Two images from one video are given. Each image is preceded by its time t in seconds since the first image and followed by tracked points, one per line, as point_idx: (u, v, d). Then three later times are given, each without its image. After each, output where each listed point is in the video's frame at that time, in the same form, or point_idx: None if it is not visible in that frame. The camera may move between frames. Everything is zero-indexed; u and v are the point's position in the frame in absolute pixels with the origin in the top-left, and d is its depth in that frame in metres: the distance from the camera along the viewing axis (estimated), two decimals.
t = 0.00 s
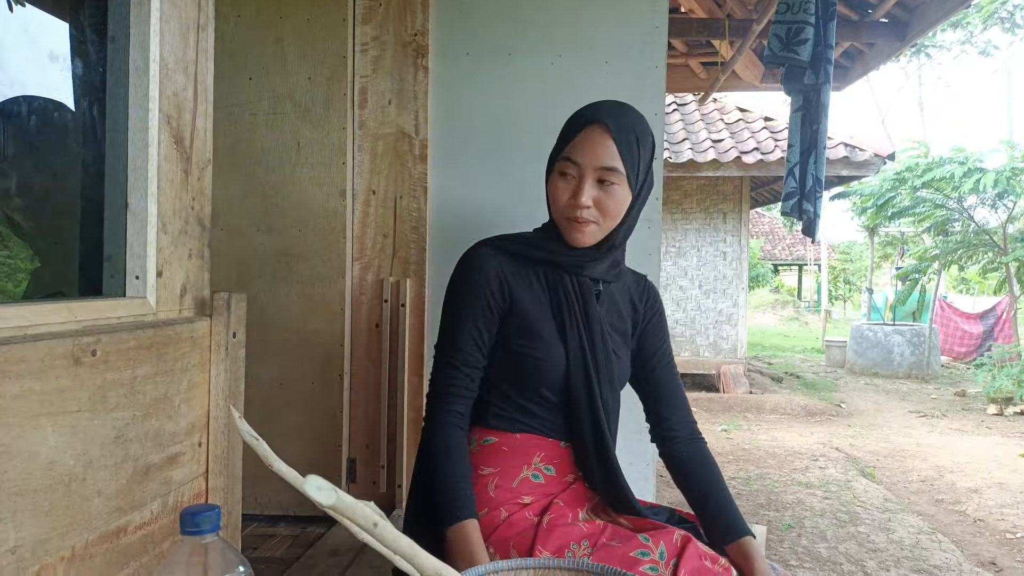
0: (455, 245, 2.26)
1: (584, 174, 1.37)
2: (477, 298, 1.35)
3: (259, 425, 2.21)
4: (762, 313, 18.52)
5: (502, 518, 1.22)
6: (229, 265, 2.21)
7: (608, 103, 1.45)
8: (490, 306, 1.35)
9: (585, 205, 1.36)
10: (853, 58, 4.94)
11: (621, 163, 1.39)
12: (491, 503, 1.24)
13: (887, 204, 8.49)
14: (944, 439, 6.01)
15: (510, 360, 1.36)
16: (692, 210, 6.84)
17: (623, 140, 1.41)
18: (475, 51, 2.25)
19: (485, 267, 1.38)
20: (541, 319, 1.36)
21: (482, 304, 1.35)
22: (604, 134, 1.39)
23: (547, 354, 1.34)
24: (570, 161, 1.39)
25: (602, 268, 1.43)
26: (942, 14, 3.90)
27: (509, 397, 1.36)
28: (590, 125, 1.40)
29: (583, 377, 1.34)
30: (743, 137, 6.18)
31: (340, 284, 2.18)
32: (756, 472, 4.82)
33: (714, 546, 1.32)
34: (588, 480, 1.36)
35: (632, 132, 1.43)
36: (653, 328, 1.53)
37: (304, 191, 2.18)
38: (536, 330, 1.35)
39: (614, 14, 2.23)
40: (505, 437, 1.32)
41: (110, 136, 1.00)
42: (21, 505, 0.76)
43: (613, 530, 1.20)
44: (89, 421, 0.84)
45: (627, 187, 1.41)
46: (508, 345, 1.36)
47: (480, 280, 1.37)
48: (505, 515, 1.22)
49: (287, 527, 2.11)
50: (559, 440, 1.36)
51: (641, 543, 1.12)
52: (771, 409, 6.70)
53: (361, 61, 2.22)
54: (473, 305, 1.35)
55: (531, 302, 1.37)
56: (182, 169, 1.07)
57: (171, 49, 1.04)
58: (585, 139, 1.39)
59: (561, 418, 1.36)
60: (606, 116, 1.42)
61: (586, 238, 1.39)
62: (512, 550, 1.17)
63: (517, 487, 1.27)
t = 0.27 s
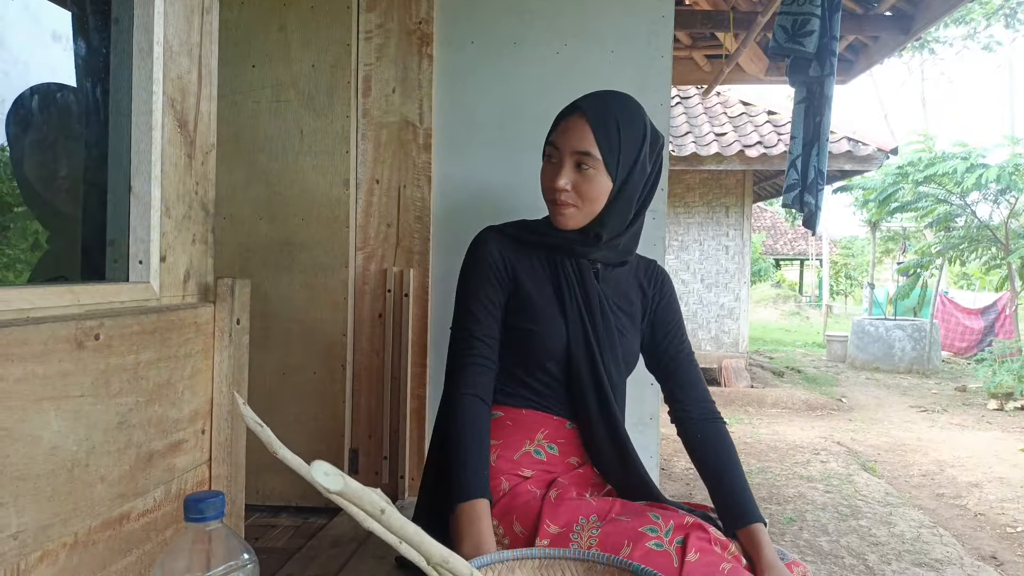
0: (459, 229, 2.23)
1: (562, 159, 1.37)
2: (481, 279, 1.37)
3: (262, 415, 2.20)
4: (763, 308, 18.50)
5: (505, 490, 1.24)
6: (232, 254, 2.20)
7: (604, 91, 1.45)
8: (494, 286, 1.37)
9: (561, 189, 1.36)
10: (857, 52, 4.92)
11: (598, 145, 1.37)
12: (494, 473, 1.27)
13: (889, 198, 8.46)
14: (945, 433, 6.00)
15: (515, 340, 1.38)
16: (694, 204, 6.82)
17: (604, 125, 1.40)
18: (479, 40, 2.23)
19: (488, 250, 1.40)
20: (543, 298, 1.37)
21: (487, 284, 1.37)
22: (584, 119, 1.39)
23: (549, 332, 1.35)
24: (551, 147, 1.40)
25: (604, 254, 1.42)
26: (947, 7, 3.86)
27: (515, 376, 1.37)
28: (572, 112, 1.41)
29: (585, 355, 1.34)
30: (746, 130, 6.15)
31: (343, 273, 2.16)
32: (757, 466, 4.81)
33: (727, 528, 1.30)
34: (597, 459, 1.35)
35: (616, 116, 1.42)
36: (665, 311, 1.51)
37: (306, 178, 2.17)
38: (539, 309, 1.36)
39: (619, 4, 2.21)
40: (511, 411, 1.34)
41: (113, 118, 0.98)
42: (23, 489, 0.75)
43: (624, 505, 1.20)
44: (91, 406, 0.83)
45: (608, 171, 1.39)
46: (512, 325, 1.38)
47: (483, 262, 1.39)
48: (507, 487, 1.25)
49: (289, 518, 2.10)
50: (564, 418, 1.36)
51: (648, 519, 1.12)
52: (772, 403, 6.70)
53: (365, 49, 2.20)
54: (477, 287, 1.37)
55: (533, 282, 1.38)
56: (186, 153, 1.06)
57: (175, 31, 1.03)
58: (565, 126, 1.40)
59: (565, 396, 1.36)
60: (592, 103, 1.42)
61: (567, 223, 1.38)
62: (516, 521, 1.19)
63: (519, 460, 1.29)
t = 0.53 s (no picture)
0: (455, 230, 2.24)
1: (546, 164, 1.38)
2: (473, 282, 1.35)
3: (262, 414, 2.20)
4: (761, 305, 18.51)
5: (506, 484, 1.24)
6: (231, 253, 2.20)
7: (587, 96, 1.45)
8: (486, 289, 1.35)
9: (547, 194, 1.37)
10: (854, 51, 4.94)
11: (580, 148, 1.38)
12: (494, 468, 1.26)
13: (885, 197, 8.42)
14: (943, 430, 6.02)
15: (505, 341, 1.37)
16: (692, 201, 6.82)
17: (586, 128, 1.40)
18: (476, 39, 2.23)
19: (480, 252, 1.38)
20: (534, 301, 1.37)
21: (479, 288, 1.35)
22: (565, 124, 1.39)
23: (540, 334, 1.35)
24: (535, 154, 1.41)
25: (595, 259, 1.42)
26: (942, 5, 3.87)
27: (505, 377, 1.37)
28: (552, 118, 1.42)
29: (576, 357, 1.35)
30: (744, 128, 6.16)
31: (342, 272, 2.17)
32: (756, 463, 4.82)
33: (709, 520, 1.31)
34: (587, 457, 1.35)
35: (598, 119, 1.42)
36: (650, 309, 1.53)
37: (306, 177, 2.17)
38: (530, 312, 1.36)
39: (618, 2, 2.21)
40: (502, 409, 1.34)
41: (114, 119, 0.98)
42: (27, 489, 0.75)
43: (621, 500, 1.20)
44: (94, 407, 0.83)
45: (592, 173, 1.40)
46: (504, 327, 1.37)
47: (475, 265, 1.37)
48: (508, 481, 1.24)
49: (289, 517, 2.10)
50: (554, 415, 1.37)
51: (647, 513, 1.12)
52: (770, 400, 6.71)
53: (364, 48, 2.20)
54: (470, 290, 1.34)
55: (524, 284, 1.37)
56: (187, 153, 1.06)
57: (175, 31, 1.03)
58: (546, 132, 1.41)
59: (556, 396, 1.37)
60: (574, 107, 1.43)
61: (554, 227, 1.40)
62: (517, 516, 1.19)
63: (517, 454, 1.29)
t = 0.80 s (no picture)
0: (455, 229, 2.24)
1: (560, 162, 1.39)
2: (474, 285, 1.33)
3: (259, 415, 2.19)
4: (757, 305, 18.56)
5: (504, 498, 1.22)
6: (228, 252, 2.19)
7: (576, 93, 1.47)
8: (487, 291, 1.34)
9: (563, 192, 1.39)
10: (850, 52, 4.95)
11: (593, 147, 1.40)
12: (492, 481, 1.24)
13: (880, 199, 8.45)
14: (937, 430, 6.04)
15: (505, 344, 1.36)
16: (689, 202, 6.83)
17: (596, 126, 1.42)
18: (475, 39, 2.23)
19: (479, 254, 1.36)
20: (535, 302, 1.36)
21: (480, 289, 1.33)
22: (577, 121, 1.40)
23: (541, 336, 1.34)
24: (545, 151, 1.41)
25: (588, 254, 1.45)
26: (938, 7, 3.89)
27: (505, 381, 1.36)
28: (563, 115, 1.42)
29: (578, 358, 1.35)
30: (741, 128, 6.17)
31: (339, 271, 2.16)
32: (752, 463, 4.83)
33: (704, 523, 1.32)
34: (584, 460, 1.35)
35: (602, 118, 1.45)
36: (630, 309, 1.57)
37: (303, 176, 2.16)
38: (531, 313, 1.35)
39: (616, 3, 2.21)
40: (500, 417, 1.33)
41: (112, 118, 0.98)
42: (24, 489, 0.75)
43: (613, 517, 1.21)
44: (90, 407, 0.83)
45: (602, 171, 1.43)
46: (503, 329, 1.36)
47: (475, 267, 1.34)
48: (507, 495, 1.22)
49: (285, 517, 2.10)
50: (553, 418, 1.36)
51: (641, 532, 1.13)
52: (766, 401, 6.72)
53: (362, 48, 2.20)
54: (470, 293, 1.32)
55: (524, 285, 1.37)
56: (185, 152, 1.06)
57: (174, 30, 1.03)
58: (558, 129, 1.41)
59: (557, 398, 1.37)
60: (581, 102, 1.43)
61: (567, 224, 1.41)
62: (514, 533, 1.16)
63: (516, 465, 1.27)
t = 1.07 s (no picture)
0: (450, 230, 2.25)
1: (568, 157, 1.41)
2: (471, 293, 1.31)
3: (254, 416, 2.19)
4: (751, 306, 18.61)
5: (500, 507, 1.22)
6: (223, 254, 2.19)
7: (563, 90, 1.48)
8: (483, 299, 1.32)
9: (573, 187, 1.41)
10: (843, 52, 4.98)
11: (599, 143, 1.44)
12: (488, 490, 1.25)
13: (873, 200, 8.53)
14: (930, 429, 6.07)
15: (500, 350, 1.34)
16: (683, 202, 6.85)
17: (595, 121, 1.45)
18: (469, 39, 2.23)
19: (472, 261, 1.34)
20: (530, 308, 1.35)
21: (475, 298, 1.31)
22: (581, 116, 1.43)
23: (536, 341, 1.33)
24: (551, 146, 1.42)
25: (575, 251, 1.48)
26: (930, 8, 3.91)
27: (500, 387, 1.35)
28: (565, 110, 1.43)
29: (573, 362, 1.35)
30: (735, 129, 6.19)
31: (334, 272, 2.16)
32: (747, 463, 4.85)
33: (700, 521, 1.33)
34: (579, 463, 1.36)
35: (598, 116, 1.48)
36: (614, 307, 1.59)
37: (298, 176, 2.16)
38: (527, 320, 1.34)
39: (610, 3, 2.22)
40: (495, 425, 1.32)
41: (108, 118, 0.98)
42: (19, 487, 0.74)
43: (609, 523, 1.22)
44: (86, 405, 0.83)
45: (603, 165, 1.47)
46: (498, 336, 1.34)
47: (470, 275, 1.32)
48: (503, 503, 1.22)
49: (281, 517, 2.10)
50: (548, 423, 1.36)
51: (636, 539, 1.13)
52: (760, 400, 6.74)
53: (357, 48, 2.20)
54: (466, 301, 1.31)
55: (519, 290, 1.36)
56: (180, 152, 1.06)
57: (169, 29, 1.03)
58: (562, 124, 1.42)
59: (552, 403, 1.37)
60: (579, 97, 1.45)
61: (574, 218, 1.44)
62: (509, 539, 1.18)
63: (512, 472, 1.27)
